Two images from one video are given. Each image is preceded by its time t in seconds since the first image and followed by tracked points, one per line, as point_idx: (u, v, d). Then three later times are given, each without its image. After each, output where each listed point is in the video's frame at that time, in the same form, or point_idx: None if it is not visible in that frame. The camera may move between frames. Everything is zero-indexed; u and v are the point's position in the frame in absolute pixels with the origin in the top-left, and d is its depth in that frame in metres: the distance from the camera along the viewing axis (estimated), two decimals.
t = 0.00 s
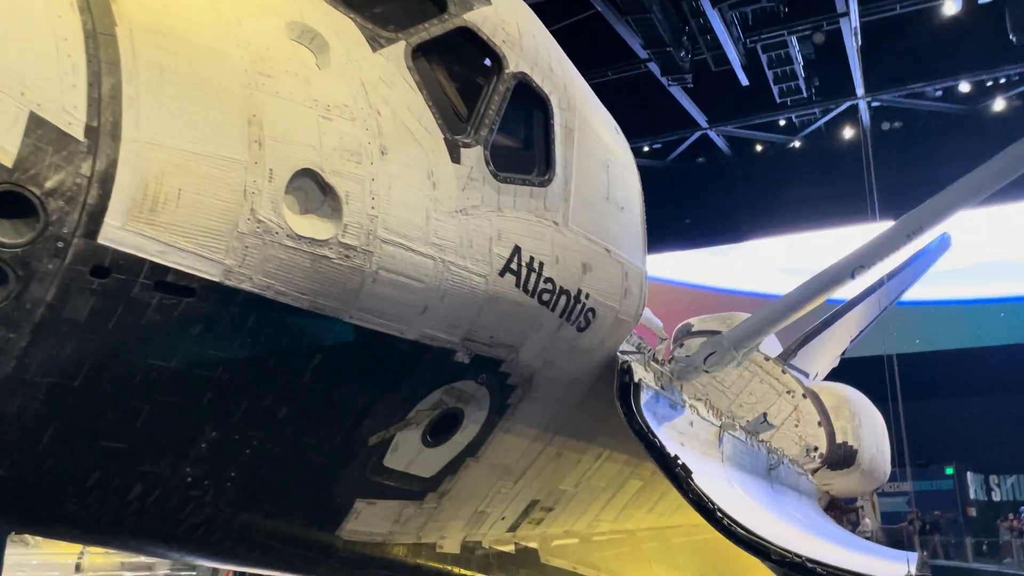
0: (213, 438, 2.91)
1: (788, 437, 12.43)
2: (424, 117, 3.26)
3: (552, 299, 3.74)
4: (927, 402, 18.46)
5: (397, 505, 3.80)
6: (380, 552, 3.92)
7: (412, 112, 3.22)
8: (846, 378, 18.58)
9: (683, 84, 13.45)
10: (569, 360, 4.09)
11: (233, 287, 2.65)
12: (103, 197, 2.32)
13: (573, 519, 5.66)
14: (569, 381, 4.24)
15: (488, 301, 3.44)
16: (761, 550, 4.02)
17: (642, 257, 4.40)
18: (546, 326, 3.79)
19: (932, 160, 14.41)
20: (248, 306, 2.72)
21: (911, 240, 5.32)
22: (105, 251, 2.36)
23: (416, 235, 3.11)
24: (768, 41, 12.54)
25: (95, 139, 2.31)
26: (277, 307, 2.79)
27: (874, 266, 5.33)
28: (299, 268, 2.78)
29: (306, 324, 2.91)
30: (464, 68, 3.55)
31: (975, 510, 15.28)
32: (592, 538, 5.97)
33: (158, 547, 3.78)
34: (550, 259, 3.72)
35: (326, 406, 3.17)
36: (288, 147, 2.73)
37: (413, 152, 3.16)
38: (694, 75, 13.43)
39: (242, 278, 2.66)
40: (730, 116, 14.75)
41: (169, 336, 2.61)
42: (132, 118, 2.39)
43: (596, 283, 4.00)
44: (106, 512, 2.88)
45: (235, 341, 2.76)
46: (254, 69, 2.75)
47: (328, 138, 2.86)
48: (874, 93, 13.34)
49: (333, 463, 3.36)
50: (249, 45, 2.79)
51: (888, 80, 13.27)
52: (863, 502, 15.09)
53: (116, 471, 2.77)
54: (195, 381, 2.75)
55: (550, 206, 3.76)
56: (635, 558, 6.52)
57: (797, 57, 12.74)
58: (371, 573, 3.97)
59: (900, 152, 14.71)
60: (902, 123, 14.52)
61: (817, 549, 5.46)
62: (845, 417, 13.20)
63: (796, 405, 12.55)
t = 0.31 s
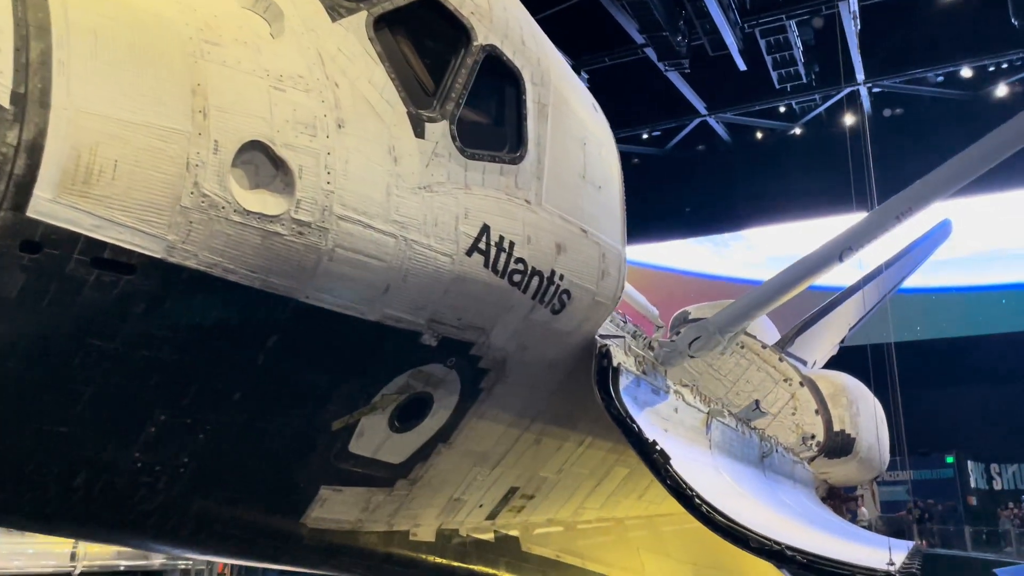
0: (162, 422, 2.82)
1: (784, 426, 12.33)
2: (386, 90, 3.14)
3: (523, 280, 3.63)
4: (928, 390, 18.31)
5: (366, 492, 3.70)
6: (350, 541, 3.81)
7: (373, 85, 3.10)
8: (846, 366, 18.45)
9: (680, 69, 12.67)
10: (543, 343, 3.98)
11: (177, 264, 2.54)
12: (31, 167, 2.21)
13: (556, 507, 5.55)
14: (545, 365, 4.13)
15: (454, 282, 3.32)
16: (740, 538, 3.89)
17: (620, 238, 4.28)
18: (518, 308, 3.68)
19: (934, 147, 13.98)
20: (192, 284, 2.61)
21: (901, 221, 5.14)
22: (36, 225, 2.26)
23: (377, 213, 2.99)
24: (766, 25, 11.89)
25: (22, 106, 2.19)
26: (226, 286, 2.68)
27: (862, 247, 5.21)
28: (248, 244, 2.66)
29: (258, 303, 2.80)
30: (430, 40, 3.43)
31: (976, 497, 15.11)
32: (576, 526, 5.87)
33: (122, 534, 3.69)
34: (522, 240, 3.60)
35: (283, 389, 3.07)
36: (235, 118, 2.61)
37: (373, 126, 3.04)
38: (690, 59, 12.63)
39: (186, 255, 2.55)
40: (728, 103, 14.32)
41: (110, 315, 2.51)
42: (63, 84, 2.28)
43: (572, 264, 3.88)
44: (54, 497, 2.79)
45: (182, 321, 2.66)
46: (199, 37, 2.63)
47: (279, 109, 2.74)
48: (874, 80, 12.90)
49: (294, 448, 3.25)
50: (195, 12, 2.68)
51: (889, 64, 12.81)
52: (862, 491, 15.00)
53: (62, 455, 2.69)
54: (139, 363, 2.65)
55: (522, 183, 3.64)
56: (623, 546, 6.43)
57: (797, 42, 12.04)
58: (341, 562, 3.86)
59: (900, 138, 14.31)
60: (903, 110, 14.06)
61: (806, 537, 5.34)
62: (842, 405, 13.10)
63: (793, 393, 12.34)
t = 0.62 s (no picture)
0: (108, 410, 2.71)
1: (779, 416, 12.29)
2: (345, 64, 3.00)
3: (493, 263, 3.50)
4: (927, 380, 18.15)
5: (333, 483, 3.58)
6: (318, 532, 3.70)
7: (333, 59, 2.97)
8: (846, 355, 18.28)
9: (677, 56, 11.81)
10: (517, 329, 3.85)
11: (116, 243, 2.42)
12: None
13: (538, 498, 5.42)
14: (519, 352, 4.01)
15: (420, 265, 3.20)
16: (719, 528, 3.78)
17: (598, 221, 4.15)
18: (490, 293, 3.56)
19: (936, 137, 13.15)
20: (133, 265, 2.49)
21: (892, 204, 5.04)
22: None
23: (335, 191, 2.87)
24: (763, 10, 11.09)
25: None
26: (171, 266, 2.57)
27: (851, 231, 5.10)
28: (193, 224, 2.55)
29: (208, 286, 2.68)
30: (395, 13, 3.30)
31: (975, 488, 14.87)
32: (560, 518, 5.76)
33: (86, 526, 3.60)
34: (492, 222, 3.47)
35: (239, 376, 2.96)
36: (178, 90, 2.49)
37: (330, 101, 2.90)
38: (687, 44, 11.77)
39: (126, 235, 2.43)
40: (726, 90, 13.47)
41: (46, 298, 2.40)
42: None
43: (547, 247, 3.76)
44: None
45: (125, 304, 2.55)
46: (141, 5, 2.49)
47: (226, 83, 2.62)
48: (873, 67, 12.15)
49: (254, 437, 3.15)
50: None
51: (889, 52, 12.08)
52: (861, 482, 14.84)
53: (0, 444, 2.59)
54: (80, 348, 2.55)
55: (493, 163, 3.51)
56: (610, 537, 6.31)
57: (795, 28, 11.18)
58: (309, 555, 3.75)
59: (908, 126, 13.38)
60: (903, 99, 13.28)
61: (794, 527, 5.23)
62: (840, 396, 12.91)
63: (789, 383, 12.19)
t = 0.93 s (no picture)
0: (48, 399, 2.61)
1: (774, 409, 12.08)
2: (299, 38, 2.87)
3: (460, 249, 3.38)
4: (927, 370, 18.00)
5: (297, 476, 3.48)
6: (283, 526, 3.60)
7: (287, 34, 2.84)
8: (844, 346, 18.14)
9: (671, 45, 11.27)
10: (488, 317, 3.75)
11: (49, 224, 2.32)
12: None
13: (520, 491, 5.31)
14: (491, 341, 3.90)
15: (380, 250, 3.08)
16: (693, 522, 3.67)
17: (573, 206, 4.03)
18: (457, 280, 3.44)
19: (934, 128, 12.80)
20: (69, 247, 2.39)
21: (878, 190, 4.93)
22: None
23: (287, 172, 2.75)
24: None
25: None
26: (110, 249, 2.46)
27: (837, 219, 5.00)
28: (132, 204, 2.44)
29: (151, 270, 2.57)
30: None
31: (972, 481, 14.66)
32: (544, 511, 5.65)
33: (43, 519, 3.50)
34: (459, 206, 3.35)
35: (188, 364, 2.85)
36: (113, 63, 2.37)
37: (283, 78, 2.78)
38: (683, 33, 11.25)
39: (60, 215, 2.32)
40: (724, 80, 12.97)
41: None
42: None
43: (518, 233, 3.65)
44: None
45: (63, 287, 2.45)
46: None
47: (166, 56, 2.49)
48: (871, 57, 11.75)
49: (209, 428, 3.04)
50: None
51: (886, 38, 11.66)
52: (859, 474, 14.71)
53: None
54: (16, 333, 2.46)
55: (459, 146, 3.39)
56: (597, 530, 6.18)
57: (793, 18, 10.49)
58: (273, 549, 3.65)
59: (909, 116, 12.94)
60: (902, 89, 12.91)
61: (779, 518, 5.13)
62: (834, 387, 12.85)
63: (784, 375, 12.00)
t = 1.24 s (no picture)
0: None
1: (768, 400, 11.86)
2: (252, 10, 2.76)
3: (426, 233, 3.26)
4: (925, 364, 17.82)
5: (258, 466, 3.36)
6: (246, 520, 3.49)
7: (238, 6, 2.73)
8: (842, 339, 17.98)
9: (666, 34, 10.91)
10: (458, 303, 3.63)
11: None
12: None
13: (499, 484, 5.19)
14: (463, 328, 3.78)
15: (340, 232, 2.96)
16: (669, 513, 3.55)
17: (548, 190, 3.91)
18: (424, 264, 3.33)
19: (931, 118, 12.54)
20: None
21: (865, 174, 4.80)
22: None
23: (237, 149, 2.63)
24: None
25: None
26: (44, 227, 2.35)
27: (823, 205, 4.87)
28: (68, 180, 2.32)
29: (90, 249, 2.46)
30: None
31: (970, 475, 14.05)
32: (526, 504, 5.53)
33: None
34: (425, 187, 3.23)
35: (137, 349, 2.75)
36: (46, 31, 2.25)
37: (234, 50, 2.66)
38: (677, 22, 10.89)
39: None
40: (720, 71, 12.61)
41: None
42: None
43: (489, 216, 3.53)
44: None
45: None
46: None
47: (103, 26, 2.37)
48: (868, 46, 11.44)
49: (162, 415, 2.94)
50: None
51: (884, 28, 11.33)
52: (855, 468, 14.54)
53: None
54: None
55: (426, 124, 3.27)
56: (582, 523, 6.05)
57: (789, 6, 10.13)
58: (236, 544, 3.53)
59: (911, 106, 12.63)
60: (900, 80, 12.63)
61: (764, 510, 5.02)
62: (830, 379, 12.68)
63: (778, 367, 11.74)
